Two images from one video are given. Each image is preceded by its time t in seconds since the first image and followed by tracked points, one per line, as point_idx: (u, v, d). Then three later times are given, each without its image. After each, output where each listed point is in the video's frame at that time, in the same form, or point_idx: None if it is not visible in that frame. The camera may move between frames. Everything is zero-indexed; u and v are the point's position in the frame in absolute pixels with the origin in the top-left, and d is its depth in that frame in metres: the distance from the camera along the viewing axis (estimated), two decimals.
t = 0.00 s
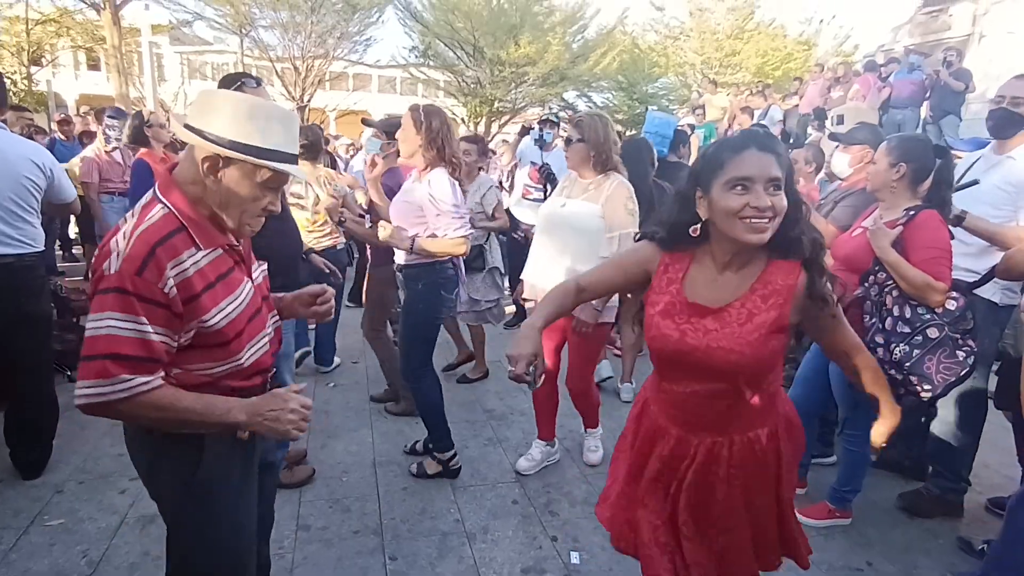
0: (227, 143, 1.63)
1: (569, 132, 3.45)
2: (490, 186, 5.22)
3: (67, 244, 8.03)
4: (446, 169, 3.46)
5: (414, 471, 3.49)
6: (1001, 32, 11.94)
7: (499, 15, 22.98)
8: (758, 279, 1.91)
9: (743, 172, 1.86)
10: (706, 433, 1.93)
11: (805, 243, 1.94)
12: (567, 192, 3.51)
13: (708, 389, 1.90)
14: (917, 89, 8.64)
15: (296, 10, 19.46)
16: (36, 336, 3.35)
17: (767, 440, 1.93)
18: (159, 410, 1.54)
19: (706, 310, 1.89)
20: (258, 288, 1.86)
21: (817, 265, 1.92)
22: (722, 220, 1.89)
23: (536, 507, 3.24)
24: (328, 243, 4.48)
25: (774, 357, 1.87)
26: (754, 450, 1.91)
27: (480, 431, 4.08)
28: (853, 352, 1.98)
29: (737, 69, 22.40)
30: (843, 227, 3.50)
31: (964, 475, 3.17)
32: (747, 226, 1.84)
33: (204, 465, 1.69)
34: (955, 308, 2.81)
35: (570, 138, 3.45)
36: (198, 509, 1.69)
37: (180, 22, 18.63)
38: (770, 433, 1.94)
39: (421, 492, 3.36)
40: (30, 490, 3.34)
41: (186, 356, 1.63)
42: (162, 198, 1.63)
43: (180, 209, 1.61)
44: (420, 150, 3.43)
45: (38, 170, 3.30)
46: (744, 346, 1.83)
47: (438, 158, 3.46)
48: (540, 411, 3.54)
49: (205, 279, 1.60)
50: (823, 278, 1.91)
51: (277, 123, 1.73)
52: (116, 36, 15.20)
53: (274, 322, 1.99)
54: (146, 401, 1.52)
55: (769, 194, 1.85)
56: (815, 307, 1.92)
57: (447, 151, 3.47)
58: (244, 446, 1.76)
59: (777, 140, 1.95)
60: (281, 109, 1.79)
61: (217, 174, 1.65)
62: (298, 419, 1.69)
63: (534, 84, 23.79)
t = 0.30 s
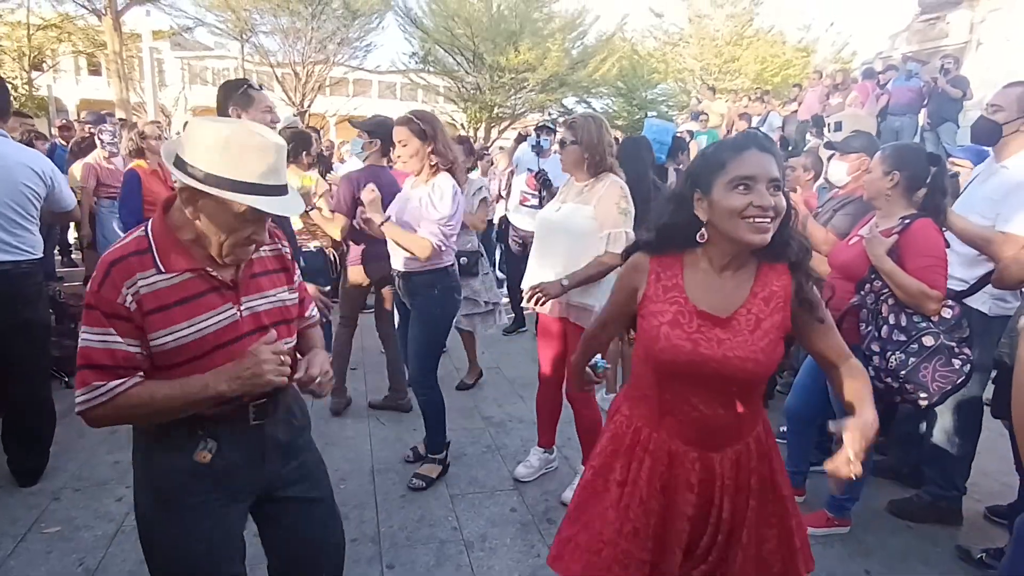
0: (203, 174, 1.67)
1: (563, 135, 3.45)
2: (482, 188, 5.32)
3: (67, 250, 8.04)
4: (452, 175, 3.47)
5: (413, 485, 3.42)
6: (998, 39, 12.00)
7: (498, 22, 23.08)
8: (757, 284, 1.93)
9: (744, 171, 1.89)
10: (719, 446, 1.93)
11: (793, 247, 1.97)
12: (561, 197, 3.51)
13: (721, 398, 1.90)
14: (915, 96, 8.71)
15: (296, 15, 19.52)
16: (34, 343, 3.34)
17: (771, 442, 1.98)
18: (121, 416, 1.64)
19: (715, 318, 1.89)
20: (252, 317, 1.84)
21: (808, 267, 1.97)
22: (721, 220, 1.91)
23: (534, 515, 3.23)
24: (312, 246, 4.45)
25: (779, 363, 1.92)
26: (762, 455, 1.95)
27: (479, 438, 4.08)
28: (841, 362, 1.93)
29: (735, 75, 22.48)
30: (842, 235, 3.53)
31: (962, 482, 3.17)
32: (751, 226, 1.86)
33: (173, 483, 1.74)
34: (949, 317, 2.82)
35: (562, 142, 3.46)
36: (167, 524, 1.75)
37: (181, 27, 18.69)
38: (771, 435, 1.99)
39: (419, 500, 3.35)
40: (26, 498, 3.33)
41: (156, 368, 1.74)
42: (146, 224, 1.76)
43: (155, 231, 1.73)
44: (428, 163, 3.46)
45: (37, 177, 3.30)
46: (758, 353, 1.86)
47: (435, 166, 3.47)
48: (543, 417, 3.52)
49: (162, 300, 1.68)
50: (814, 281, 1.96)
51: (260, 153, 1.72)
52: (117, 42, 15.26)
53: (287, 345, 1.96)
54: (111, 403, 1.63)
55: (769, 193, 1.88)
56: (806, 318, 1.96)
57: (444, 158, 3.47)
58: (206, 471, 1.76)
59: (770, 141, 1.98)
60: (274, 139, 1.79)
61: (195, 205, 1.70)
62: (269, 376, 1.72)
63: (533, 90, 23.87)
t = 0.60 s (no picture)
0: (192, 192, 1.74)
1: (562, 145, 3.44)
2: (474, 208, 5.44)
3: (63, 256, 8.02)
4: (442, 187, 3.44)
5: (408, 493, 3.41)
6: (992, 51, 12.10)
7: (497, 31, 23.20)
8: (748, 297, 1.92)
9: (728, 187, 1.90)
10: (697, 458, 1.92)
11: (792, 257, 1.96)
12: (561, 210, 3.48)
13: (699, 411, 1.90)
14: (910, 108, 8.62)
15: (296, 23, 19.59)
16: (28, 349, 3.33)
17: (758, 463, 1.93)
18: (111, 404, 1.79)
19: (696, 329, 1.90)
20: (250, 325, 1.84)
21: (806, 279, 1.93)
22: (706, 236, 1.93)
23: (529, 523, 3.22)
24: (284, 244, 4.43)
25: (765, 380, 1.86)
26: (744, 473, 1.91)
27: (474, 446, 4.07)
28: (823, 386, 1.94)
29: (732, 84, 22.73)
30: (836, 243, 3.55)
31: (957, 491, 3.17)
32: (730, 241, 1.87)
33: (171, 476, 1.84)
34: (943, 326, 2.80)
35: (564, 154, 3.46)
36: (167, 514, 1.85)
37: (180, 34, 18.74)
38: (761, 458, 1.94)
39: (414, 508, 3.33)
40: (18, 505, 3.30)
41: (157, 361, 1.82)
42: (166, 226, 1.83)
43: (170, 231, 1.80)
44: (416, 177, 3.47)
45: (34, 183, 3.30)
46: (734, 366, 1.83)
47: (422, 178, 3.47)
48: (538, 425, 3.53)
49: (165, 298, 1.74)
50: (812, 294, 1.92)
51: (243, 173, 1.73)
52: (116, 48, 15.30)
53: (290, 354, 1.95)
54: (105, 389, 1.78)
55: (753, 211, 1.88)
56: (797, 333, 1.91)
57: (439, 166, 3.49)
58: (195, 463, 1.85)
59: (762, 158, 1.98)
60: (263, 156, 1.77)
61: (194, 219, 1.75)
62: (200, 440, 1.74)
63: (532, 98, 23.97)
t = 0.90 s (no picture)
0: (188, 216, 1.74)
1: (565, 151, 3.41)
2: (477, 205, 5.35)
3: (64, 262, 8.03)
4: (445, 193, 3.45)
5: (408, 495, 3.45)
6: (990, 61, 12.18)
7: (498, 38, 23.33)
8: (752, 307, 1.93)
9: (730, 194, 1.92)
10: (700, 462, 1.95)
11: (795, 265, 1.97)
12: (560, 213, 3.48)
13: (706, 418, 1.91)
14: (908, 116, 8.73)
15: (298, 30, 19.70)
16: (29, 353, 3.34)
17: (763, 469, 1.93)
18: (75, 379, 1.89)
19: (701, 338, 1.91)
20: (239, 338, 1.87)
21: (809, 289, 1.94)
22: (708, 242, 1.95)
23: (528, 529, 3.22)
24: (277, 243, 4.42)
25: (768, 387, 1.88)
26: (747, 479, 1.92)
27: (473, 452, 4.07)
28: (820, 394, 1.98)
29: (731, 93, 22.86)
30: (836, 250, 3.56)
31: (955, 499, 3.18)
32: (732, 247, 1.89)
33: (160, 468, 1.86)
34: (941, 335, 2.79)
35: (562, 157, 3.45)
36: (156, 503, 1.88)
37: (183, 40, 18.84)
38: (763, 463, 1.94)
39: (413, 514, 3.33)
40: (17, 510, 3.30)
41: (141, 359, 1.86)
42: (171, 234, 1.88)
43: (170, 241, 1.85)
44: (415, 181, 3.47)
45: (38, 187, 3.31)
46: (739, 375, 1.85)
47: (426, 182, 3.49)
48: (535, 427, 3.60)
49: (161, 304, 1.80)
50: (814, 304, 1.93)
51: (240, 198, 1.74)
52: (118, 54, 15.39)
53: (280, 368, 1.96)
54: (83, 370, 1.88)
55: (755, 221, 1.89)
56: (799, 342, 1.92)
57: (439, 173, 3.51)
58: (189, 467, 1.86)
59: (769, 167, 1.98)
60: (260, 181, 1.77)
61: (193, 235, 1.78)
62: (110, 454, 1.80)
63: (532, 105, 24.05)
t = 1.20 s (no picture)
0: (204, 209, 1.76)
1: (568, 157, 3.49)
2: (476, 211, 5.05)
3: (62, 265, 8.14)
4: (453, 204, 3.48)
5: (403, 501, 3.41)
6: (988, 65, 12.22)
7: (498, 43, 23.42)
8: (748, 308, 1.94)
9: (717, 199, 1.93)
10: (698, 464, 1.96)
11: (790, 270, 1.96)
12: (561, 218, 3.56)
13: (702, 419, 1.94)
14: (907, 121, 8.79)
15: (299, 36, 19.78)
16: (29, 356, 3.34)
17: (762, 472, 1.92)
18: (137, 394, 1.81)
19: (697, 339, 1.94)
20: (259, 328, 1.87)
21: (803, 292, 1.93)
22: (699, 245, 1.98)
23: (528, 533, 3.21)
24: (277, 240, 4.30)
25: (765, 389, 1.88)
26: (747, 484, 1.91)
27: (473, 455, 4.07)
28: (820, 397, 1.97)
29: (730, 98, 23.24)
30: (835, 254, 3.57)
31: (954, 502, 3.18)
32: (720, 250, 1.91)
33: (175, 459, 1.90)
34: (941, 339, 2.77)
35: (559, 162, 3.53)
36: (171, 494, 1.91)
37: (184, 46, 18.90)
38: (765, 469, 1.93)
39: (412, 518, 3.32)
40: (16, 513, 3.29)
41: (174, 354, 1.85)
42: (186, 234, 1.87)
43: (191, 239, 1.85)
44: (417, 186, 3.46)
45: (38, 191, 3.32)
46: (733, 375, 1.86)
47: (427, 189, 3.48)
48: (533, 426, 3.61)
49: (180, 299, 1.78)
50: (810, 308, 1.92)
51: (252, 190, 1.75)
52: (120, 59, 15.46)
53: (304, 355, 1.97)
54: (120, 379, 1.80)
55: (742, 223, 1.90)
56: (797, 346, 1.92)
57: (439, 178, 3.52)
58: (205, 456, 1.89)
59: (758, 172, 1.99)
60: (270, 172, 1.78)
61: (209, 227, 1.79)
62: (228, 408, 1.76)
63: (532, 110, 24.12)
